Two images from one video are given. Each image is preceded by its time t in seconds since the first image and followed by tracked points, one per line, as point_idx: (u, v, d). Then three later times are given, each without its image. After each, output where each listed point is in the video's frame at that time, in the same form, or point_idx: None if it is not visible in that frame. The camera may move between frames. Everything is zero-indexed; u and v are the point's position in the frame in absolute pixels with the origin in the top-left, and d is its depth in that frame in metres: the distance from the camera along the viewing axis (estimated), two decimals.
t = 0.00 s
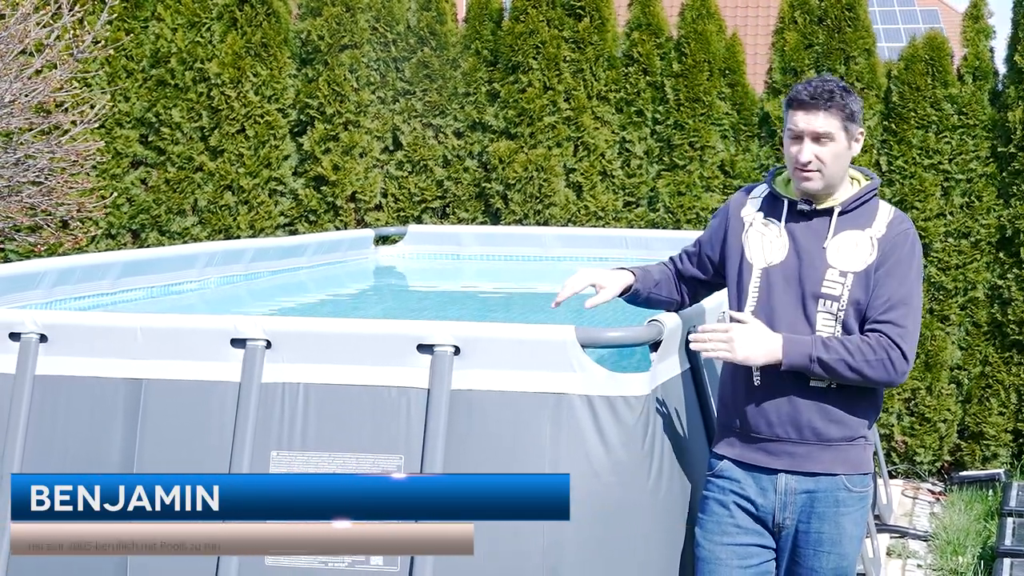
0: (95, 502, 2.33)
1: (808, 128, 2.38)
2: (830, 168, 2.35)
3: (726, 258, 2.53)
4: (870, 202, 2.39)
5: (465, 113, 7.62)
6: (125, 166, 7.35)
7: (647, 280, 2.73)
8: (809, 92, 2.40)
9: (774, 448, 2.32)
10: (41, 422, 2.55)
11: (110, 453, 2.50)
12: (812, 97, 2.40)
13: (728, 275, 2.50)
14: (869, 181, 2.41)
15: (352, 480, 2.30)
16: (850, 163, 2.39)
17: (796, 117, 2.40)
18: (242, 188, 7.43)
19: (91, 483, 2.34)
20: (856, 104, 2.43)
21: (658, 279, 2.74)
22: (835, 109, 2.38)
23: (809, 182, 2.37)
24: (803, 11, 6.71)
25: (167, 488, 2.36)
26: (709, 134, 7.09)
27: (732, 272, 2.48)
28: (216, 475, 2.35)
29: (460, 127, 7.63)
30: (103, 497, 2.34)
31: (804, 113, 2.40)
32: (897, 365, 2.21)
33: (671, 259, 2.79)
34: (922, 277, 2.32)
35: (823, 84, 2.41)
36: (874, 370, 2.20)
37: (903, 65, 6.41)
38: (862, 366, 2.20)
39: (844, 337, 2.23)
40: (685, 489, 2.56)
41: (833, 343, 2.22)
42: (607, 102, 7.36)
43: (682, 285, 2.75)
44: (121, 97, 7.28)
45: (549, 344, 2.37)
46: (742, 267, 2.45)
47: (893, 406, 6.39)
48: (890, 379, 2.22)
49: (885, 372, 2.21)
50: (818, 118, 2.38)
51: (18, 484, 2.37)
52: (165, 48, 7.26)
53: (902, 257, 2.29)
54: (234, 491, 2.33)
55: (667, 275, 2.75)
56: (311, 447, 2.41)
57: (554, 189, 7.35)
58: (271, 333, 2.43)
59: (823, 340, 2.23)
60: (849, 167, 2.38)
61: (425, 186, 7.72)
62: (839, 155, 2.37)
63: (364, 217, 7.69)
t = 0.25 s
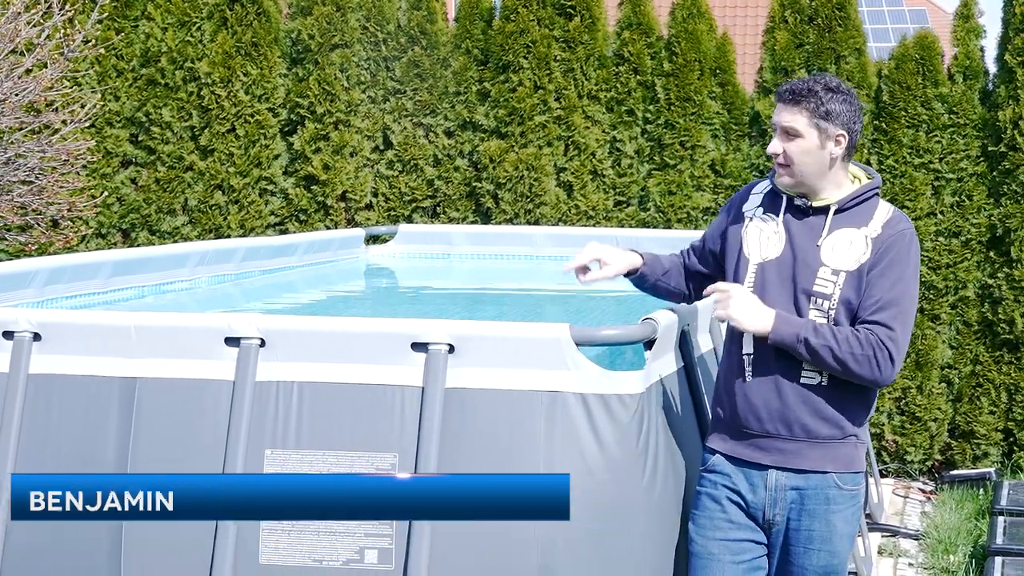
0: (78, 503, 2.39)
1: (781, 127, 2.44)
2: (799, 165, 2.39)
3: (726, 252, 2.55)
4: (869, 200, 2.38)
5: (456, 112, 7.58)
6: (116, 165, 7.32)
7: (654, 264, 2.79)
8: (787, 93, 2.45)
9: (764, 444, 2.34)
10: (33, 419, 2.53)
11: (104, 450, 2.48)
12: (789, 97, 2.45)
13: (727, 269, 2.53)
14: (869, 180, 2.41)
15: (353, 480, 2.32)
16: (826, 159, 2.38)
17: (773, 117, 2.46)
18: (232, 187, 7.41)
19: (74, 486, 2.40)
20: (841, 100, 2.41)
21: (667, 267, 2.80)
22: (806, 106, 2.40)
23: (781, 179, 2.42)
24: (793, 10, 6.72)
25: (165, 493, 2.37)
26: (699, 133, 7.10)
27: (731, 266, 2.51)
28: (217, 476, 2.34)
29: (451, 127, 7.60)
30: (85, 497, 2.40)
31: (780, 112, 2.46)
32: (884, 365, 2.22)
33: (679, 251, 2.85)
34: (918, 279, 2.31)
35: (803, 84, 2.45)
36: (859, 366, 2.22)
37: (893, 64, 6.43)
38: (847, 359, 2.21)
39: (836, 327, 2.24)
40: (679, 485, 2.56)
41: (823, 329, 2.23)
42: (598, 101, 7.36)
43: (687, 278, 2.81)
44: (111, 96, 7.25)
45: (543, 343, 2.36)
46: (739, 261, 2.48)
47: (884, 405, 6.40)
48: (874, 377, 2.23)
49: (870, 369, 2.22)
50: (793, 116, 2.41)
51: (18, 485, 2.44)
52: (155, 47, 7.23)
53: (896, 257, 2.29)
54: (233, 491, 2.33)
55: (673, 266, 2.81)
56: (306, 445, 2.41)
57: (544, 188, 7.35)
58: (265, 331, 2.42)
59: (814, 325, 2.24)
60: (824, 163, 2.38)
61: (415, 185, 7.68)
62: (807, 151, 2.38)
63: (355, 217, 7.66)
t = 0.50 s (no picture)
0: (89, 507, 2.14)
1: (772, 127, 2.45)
2: (788, 166, 2.40)
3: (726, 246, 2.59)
4: (865, 203, 2.39)
5: (445, 112, 7.55)
6: (105, 164, 7.29)
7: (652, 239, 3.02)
8: (779, 94, 2.46)
9: (747, 441, 2.37)
10: (23, 420, 2.51)
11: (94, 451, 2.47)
12: (780, 98, 2.46)
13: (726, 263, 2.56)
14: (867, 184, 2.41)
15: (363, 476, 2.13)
16: (815, 161, 2.39)
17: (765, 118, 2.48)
18: (222, 186, 7.37)
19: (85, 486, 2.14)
20: (832, 103, 2.41)
21: (668, 250, 3.01)
22: (797, 108, 2.41)
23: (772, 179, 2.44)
24: (782, 10, 6.74)
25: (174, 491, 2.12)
26: (688, 133, 7.11)
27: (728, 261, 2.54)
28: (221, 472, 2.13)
29: (441, 126, 7.55)
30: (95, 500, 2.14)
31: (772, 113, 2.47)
32: (859, 370, 2.22)
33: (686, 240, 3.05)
34: (906, 286, 2.29)
35: (795, 86, 2.45)
36: (832, 370, 2.22)
37: (881, 64, 6.46)
38: (821, 362, 2.22)
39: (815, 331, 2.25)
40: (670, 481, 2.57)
41: (800, 332, 2.24)
42: (587, 101, 7.37)
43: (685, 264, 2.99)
44: (100, 96, 7.25)
45: (536, 342, 2.35)
46: (735, 256, 2.51)
47: (873, 404, 6.41)
48: (849, 382, 2.23)
49: (844, 373, 2.22)
50: (783, 118, 2.42)
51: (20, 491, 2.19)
52: (145, 47, 7.22)
53: (882, 262, 2.27)
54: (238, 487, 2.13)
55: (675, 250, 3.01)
56: (298, 444, 2.40)
57: (533, 187, 7.32)
58: (258, 330, 2.41)
59: (792, 328, 2.25)
60: (815, 164, 2.39)
61: (405, 185, 7.61)
62: (797, 152, 2.39)
63: (344, 216, 7.63)
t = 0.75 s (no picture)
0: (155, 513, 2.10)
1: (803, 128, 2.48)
2: (819, 165, 2.43)
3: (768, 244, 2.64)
4: (899, 203, 2.39)
5: (480, 111, 7.57)
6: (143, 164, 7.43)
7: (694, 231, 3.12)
8: (811, 95, 2.49)
9: (775, 440, 2.41)
10: (66, 419, 2.59)
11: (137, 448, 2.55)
12: (811, 99, 2.49)
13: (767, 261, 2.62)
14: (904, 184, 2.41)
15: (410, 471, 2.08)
16: (846, 159, 2.41)
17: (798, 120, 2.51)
18: (258, 186, 7.47)
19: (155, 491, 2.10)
20: (862, 101, 2.43)
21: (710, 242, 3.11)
22: (826, 107, 2.43)
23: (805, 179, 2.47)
24: (817, 9, 6.71)
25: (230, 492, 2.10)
26: (723, 132, 7.11)
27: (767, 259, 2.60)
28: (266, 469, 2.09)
29: (475, 126, 7.57)
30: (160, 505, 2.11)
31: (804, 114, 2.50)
32: (881, 373, 2.23)
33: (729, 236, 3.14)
34: (937, 288, 2.28)
35: (826, 86, 2.48)
36: (851, 370, 2.24)
37: (918, 63, 6.44)
38: (843, 363, 2.24)
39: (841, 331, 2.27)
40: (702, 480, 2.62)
41: (824, 334, 2.26)
42: (622, 101, 7.41)
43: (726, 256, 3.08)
44: (138, 96, 7.38)
45: (572, 341, 2.38)
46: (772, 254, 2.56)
47: (909, 405, 6.34)
48: (871, 384, 2.24)
49: (866, 374, 2.24)
50: (813, 118, 2.45)
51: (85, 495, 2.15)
52: (182, 47, 7.32)
53: (911, 264, 2.27)
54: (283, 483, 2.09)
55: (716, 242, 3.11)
56: (335, 443, 2.46)
57: (569, 187, 7.35)
58: (294, 329, 2.48)
59: (816, 328, 2.27)
60: (846, 162, 2.41)
61: (440, 185, 7.61)
62: (827, 151, 2.42)
63: (380, 216, 7.70)
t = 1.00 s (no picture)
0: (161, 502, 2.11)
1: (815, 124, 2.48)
2: (830, 163, 2.43)
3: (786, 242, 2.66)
4: (912, 201, 2.39)
5: (501, 111, 7.57)
6: (165, 164, 7.50)
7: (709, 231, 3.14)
8: (825, 91, 2.49)
9: (788, 439, 2.42)
10: (88, 418, 2.63)
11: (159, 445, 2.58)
12: (824, 95, 2.48)
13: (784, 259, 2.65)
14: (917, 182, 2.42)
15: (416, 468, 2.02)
16: (857, 157, 2.41)
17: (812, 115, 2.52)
18: (280, 185, 7.55)
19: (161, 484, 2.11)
20: (875, 98, 2.41)
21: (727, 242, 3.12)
22: (838, 104, 2.43)
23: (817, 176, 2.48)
24: (840, 8, 6.68)
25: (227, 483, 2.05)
26: (744, 132, 7.10)
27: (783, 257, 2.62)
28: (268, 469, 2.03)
29: (496, 126, 7.58)
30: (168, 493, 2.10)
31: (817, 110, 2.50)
32: (889, 371, 2.22)
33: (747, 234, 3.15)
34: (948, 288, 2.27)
35: (839, 82, 2.47)
36: (858, 368, 2.23)
37: (938, 63, 6.35)
38: (851, 360, 2.23)
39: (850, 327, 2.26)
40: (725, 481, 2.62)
41: (833, 330, 2.25)
42: (643, 100, 7.38)
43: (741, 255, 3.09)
44: (161, 96, 7.46)
45: (590, 339, 2.41)
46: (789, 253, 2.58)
47: (930, 405, 6.30)
48: (877, 382, 2.23)
49: (873, 373, 2.23)
50: (825, 115, 2.45)
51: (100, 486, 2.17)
52: (204, 47, 7.40)
53: (920, 262, 2.27)
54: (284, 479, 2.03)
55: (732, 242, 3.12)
56: (355, 440, 2.48)
57: (590, 186, 7.36)
58: (314, 327, 2.51)
59: (826, 323, 2.27)
60: (856, 161, 2.41)
61: (461, 185, 7.64)
62: (838, 150, 2.42)
63: (401, 215, 7.73)
